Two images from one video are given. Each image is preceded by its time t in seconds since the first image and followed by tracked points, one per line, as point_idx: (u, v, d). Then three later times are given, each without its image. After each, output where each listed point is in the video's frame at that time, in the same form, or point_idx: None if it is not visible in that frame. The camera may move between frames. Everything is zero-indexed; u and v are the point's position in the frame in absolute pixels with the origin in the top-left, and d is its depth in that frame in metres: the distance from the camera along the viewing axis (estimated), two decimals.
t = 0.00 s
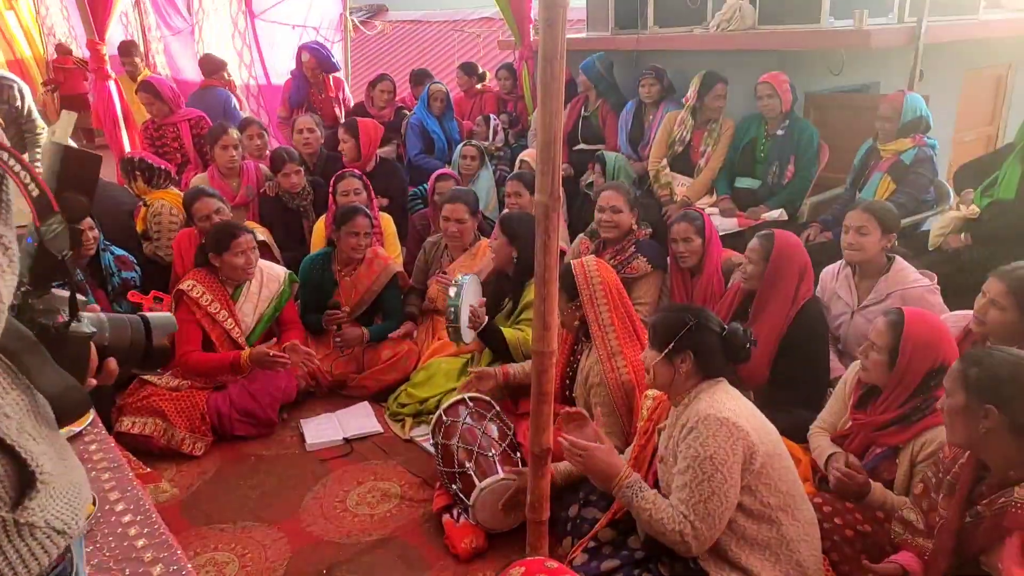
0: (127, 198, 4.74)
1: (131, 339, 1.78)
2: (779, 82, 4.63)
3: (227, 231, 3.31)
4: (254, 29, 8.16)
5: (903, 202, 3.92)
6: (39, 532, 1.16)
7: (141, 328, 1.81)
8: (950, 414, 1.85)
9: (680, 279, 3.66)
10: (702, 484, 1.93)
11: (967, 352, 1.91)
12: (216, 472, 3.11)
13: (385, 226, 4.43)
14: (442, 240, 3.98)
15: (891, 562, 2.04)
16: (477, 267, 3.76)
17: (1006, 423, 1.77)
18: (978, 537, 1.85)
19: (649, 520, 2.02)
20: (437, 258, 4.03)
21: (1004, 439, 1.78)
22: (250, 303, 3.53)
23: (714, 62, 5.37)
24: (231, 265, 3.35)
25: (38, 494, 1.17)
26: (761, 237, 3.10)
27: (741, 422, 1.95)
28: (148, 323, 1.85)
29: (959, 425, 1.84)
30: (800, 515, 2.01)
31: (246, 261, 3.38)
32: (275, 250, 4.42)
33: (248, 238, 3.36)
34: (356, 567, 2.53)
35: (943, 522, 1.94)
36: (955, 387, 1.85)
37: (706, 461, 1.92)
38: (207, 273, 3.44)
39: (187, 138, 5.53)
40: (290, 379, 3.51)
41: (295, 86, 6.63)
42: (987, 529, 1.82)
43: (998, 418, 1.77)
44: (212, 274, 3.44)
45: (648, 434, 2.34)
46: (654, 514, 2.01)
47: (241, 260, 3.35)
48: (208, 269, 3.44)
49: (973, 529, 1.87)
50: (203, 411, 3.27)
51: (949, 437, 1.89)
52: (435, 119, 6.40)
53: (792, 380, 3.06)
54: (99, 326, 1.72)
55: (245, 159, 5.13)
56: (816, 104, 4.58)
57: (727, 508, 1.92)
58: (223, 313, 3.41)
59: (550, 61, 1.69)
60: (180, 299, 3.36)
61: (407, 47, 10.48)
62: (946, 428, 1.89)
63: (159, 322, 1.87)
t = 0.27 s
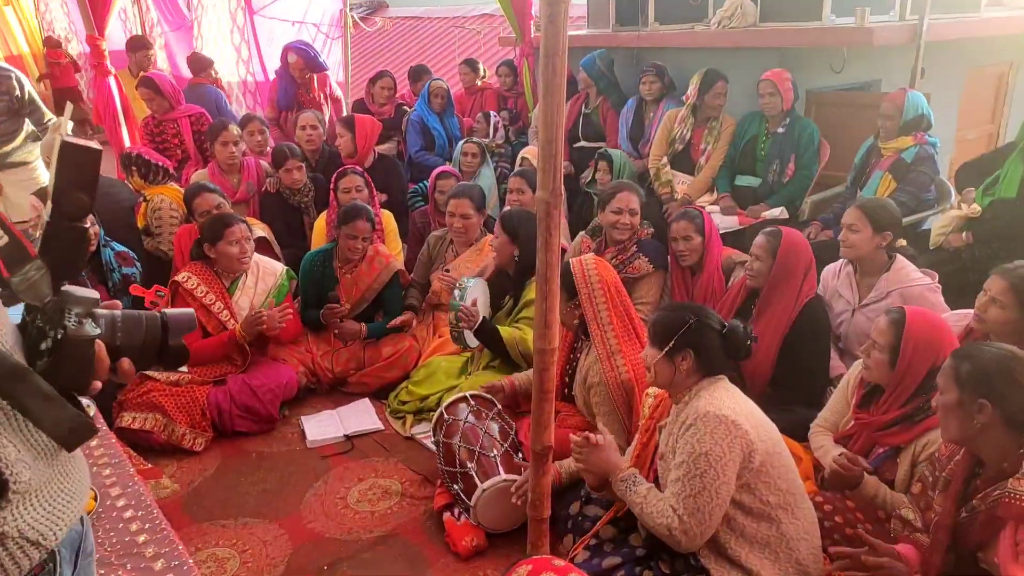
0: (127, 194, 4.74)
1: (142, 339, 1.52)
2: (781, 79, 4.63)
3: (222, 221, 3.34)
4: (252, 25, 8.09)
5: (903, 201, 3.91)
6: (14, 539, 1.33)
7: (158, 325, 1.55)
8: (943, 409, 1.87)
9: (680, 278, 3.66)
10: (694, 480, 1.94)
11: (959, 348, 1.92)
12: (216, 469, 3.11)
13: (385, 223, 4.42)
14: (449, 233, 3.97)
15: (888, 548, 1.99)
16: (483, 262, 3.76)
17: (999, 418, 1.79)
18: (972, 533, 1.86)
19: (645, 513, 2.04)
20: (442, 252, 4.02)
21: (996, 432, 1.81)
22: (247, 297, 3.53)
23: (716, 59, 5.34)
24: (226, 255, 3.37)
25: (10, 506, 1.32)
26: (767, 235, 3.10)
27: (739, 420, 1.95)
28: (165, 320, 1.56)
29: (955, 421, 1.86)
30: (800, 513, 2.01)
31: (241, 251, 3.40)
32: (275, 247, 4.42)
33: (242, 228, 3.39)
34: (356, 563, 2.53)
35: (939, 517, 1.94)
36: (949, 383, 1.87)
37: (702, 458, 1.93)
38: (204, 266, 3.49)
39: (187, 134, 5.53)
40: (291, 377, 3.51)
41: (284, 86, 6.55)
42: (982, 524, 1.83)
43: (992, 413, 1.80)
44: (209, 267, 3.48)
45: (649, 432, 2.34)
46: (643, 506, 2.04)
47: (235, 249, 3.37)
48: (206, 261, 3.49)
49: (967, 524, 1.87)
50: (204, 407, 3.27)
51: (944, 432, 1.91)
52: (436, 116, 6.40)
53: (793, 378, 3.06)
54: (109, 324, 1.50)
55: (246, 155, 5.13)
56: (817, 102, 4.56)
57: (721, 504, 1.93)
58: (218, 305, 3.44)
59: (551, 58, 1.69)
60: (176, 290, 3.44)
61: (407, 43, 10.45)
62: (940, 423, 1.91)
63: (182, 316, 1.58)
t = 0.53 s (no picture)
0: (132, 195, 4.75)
1: (154, 338, 1.50)
2: (786, 83, 4.60)
3: (227, 222, 3.35)
4: (258, 28, 8.17)
5: (909, 205, 3.88)
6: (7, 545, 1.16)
7: (169, 326, 1.53)
8: (947, 416, 1.86)
9: (684, 281, 3.65)
10: (708, 487, 1.92)
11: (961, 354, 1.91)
12: (219, 471, 3.11)
13: (388, 224, 4.43)
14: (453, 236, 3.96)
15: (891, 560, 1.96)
16: (488, 265, 3.75)
17: (1003, 425, 1.78)
18: (978, 539, 1.85)
19: (655, 525, 2.01)
20: (446, 253, 4.01)
21: (1001, 439, 1.79)
22: (252, 300, 3.53)
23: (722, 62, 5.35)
24: (230, 255, 3.37)
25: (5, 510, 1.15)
26: (769, 238, 3.09)
27: (747, 425, 1.94)
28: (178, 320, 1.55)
29: (957, 426, 1.84)
30: (806, 518, 2.00)
31: (245, 251, 3.40)
32: (280, 249, 4.42)
33: (247, 228, 3.39)
34: (359, 566, 2.53)
35: (943, 523, 1.93)
36: (951, 391, 1.86)
37: (714, 465, 1.92)
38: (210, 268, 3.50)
39: (192, 136, 5.54)
40: (294, 379, 3.51)
41: (291, 89, 6.52)
42: (987, 530, 1.82)
43: (996, 420, 1.78)
44: (215, 269, 3.49)
45: (653, 436, 2.33)
46: (654, 519, 2.01)
47: (239, 249, 3.37)
48: (212, 263, 3.49)
49: (974, 531, 1.86)
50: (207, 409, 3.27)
51: (947, 439, 1.89)
52: (440, 119, 6.41)
53: (797, 383, 3.05)
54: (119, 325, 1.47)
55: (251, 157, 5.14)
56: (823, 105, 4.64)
57: (733, 511, 1.92)
58: (223, 307, 3.43)
59: (557, 61, 1.69)
60: (182, 291, 3.44)
61: (412, 46, 10.48)
62: (944, 430, 1.89)
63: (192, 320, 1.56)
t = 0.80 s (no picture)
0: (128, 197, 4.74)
1: (148, 326, 1.32)
2: (780, 86, 4.65)
3: (227, 224, 3.35)
4: (256, 31, 8.12)
5: (904, 207, 3.87)
6: None
7: (166, 311, 1.35)
8: (945, 420, 1.88)
9: (681, 283, 3.66)
10: (701, 489, 1.93)
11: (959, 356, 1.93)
12: (216, 473, 3.11)
13: (381, 226, 4.43)
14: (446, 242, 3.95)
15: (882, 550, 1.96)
16: (483, 267, 3.75)
17: (1000, 428, 1.79)
18: (974, 540, 1.86)
19: (649, 526, 2.02)
20: (441, 259, 4.00)
21: (998, 442, 1.80)
22: (251, 302, 3.53)
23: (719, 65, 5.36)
24: (229, 258, 3.37)
25: None
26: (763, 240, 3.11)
27: (742, 428, 1.94)
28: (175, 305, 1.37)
29: (956, 428, 1.86)
30: (801, 520, 2.01)
31: (243, 254, 3.40)
32: (277, 251, 4.42)
33: (247, 231, 3.39)
34: (356, 568, 2.53)
35: (940, 525, 1.94)
36: (950, 394, 1.88)
37: (706, 467, 1.92)
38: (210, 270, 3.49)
39: (189, 138, 5.54)
40: (291, 381, 3.51)
41: (294, 92, 6.54)
42: (984, 532, 1.83)
43: (994, 422, 1.79)
44: (214, 271, 3.48)
45: (649, 438, 2.34)
46: (648, 515, 2.02)
47: (238, 252, 3.37)
48: (211, 265, 3.49)
49: (969, 532, 1.87)
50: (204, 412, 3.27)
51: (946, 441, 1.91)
52: (437, 121, 6.42)
53: (793, 384, 3.06)
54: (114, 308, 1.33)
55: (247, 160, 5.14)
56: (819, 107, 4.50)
57: (726, 513, 1.92)
58: (223, 310, 3.44)
59: (553, 63, 1.69)
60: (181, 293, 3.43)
61: (409, 49, 10.49)
62: (943, 432, 1.91)
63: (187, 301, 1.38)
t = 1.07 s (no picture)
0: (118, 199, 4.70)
1: (115, 299, 1.24)
2: (770, 87, 4.64)
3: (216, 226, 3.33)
4: (246, 31, 8.08)
5: (893, 206, 3.91)
6: None
7: (134, 287, 1.25)
8: (930, 418, 1.87)
9: (672, 281, 3.66)
10: (691, 486, 1.93)
11: (943, 355, 1.92)
12: (205, 476, 3.09)
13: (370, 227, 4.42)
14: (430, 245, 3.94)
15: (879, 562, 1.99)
16: (467, 269, 3.75)
17: (986, 424, 1.80)
18: (961, 537, 1.87)
19: (640, 524, 2.01)
20: (428, 262, 3.99)
21: (984, 438, 1.81)
22: (240, 305, 3.51)
23: (710, 65, 5.39)
24: (218, 260, 3.36)
25: None
26: (748, 240, 3.11)
27: (731, 425, 1.95)
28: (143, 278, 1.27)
29: (941, 425, 1.86)
30: (790, 517, 2.01)
31: (233, 256, 3.38)
32: (267, 253, 4.40)
33: (236, 233, 3.37)
34: (346, 571, 2.51)
35: (928, 523, 1.94)
36: (934, 391, 1.87)
37: (697, 463, 1.92)
38: (199, 272, 3.48)
39: (179, 139, 5.51)
40: (281, 384, 3.50)
41: (287, 95, 6.52)
42: (970, 529, 1.84)
43: (979, 419, 1.80)
44: (204, 274, 3.46)
45: (639, 437, 2.33)
46: (637, 518, 2.02)
47: (227, 254, 3.35)
48: (201, 267, 3.47)
49: (956, 528, 1.88)
50: (193, 414, 3.26)
51: (931, 439, 1.91)
52: (428, 122, 6.41)
53: (783, 383, 3.07)
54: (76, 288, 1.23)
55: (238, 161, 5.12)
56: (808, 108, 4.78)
57: (716, 509, 1.92)
58: (212, 313, 3.41)
59: (542, 63, 1.69)
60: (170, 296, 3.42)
61: (400, 49, 10.48)
62: (928, 430, 1.91)
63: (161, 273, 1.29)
